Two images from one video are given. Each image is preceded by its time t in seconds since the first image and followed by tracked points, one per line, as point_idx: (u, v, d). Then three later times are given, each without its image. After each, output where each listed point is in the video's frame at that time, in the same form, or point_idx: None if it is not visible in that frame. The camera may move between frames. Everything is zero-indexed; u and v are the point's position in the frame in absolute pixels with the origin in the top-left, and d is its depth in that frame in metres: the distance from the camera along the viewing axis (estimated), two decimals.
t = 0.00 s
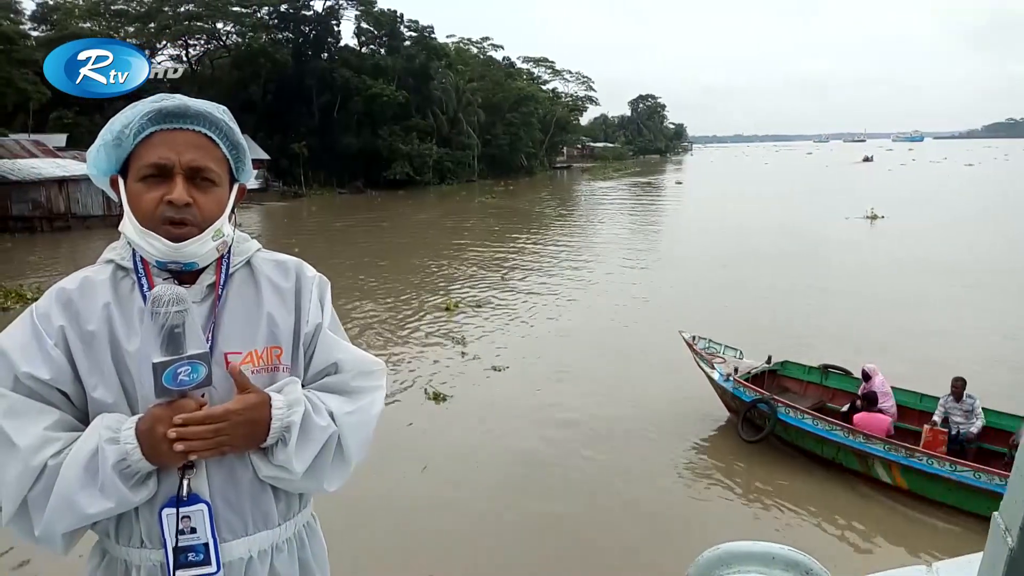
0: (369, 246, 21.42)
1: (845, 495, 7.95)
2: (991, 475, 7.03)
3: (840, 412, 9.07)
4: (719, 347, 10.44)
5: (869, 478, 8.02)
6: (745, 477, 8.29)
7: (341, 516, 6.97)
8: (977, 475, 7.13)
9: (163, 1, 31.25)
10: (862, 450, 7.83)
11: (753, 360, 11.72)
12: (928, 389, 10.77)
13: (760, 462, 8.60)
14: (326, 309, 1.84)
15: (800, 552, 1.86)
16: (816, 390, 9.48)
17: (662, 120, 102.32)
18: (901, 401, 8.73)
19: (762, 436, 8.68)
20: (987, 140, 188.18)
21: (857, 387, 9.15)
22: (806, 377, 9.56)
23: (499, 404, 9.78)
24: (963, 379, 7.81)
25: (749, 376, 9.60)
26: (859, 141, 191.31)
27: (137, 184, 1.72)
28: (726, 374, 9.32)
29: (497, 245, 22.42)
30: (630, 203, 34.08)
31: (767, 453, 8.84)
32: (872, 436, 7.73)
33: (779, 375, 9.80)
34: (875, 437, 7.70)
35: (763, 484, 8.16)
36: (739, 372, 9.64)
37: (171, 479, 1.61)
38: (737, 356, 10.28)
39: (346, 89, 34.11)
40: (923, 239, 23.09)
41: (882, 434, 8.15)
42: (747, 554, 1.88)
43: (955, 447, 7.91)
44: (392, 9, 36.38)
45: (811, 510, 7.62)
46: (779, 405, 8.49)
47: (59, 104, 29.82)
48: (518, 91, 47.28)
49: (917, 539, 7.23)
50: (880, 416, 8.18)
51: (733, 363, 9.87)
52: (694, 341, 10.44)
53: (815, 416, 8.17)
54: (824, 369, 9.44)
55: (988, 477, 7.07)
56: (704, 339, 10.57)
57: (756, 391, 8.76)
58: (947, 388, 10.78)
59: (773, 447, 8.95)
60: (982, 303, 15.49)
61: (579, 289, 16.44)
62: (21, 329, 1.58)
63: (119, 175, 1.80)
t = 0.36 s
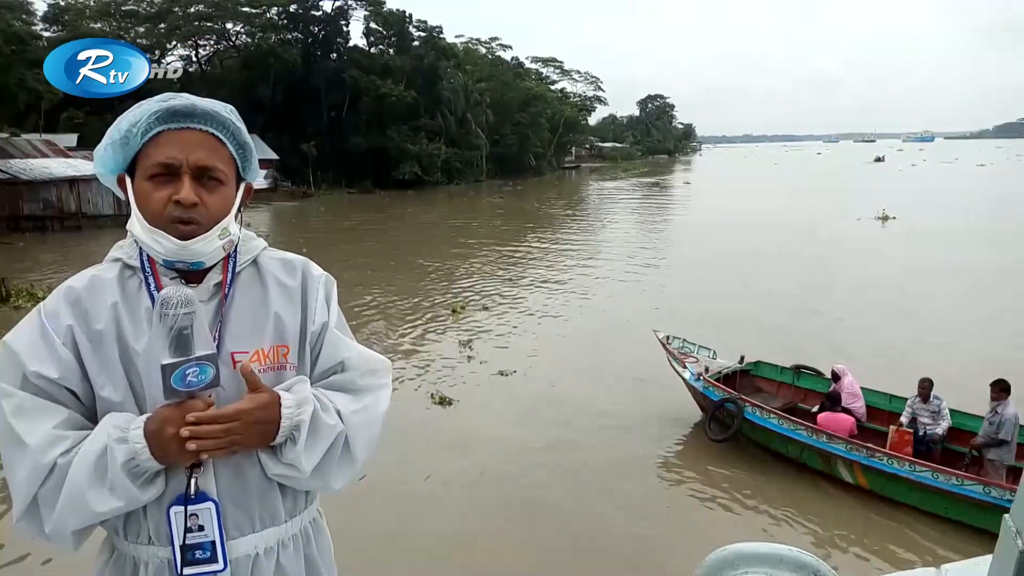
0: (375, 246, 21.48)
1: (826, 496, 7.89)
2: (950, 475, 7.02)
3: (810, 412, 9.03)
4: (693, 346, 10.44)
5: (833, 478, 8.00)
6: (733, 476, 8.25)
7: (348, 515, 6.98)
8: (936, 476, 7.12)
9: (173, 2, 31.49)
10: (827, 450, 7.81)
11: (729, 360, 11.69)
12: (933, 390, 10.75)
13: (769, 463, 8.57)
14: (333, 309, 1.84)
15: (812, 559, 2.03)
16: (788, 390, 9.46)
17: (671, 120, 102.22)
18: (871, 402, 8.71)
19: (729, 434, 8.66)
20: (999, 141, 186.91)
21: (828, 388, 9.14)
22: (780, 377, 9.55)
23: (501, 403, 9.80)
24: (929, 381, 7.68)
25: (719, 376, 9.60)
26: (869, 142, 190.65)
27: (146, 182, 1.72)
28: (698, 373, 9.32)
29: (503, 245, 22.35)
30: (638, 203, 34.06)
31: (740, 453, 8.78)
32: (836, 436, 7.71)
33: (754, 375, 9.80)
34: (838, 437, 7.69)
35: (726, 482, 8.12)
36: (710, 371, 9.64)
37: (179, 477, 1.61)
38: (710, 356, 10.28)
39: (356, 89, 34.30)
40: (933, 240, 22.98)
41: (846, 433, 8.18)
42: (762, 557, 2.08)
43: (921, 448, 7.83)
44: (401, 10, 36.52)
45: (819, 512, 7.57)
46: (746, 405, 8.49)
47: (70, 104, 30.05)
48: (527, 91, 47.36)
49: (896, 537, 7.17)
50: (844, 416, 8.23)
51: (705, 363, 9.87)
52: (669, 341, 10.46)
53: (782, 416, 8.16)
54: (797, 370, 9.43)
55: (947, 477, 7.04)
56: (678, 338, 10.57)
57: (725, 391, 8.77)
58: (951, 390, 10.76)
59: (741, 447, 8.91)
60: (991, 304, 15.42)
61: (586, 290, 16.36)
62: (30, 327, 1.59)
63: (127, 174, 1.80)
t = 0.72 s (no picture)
0: (389, 245, 21.56)
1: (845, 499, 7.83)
2: (920, 476, 6.97)
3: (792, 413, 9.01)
4: (677, 347, 10.46)
5: (809, 479, 7.95)
6: (718, 475, 8.24)
7: (362, 514, 7.02)
8: (908, 477, 7.06)
9: (191, 3, 31.84)
10: (802, 451, 7.76)
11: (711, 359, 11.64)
12: (946, 393, 10.66)
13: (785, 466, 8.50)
14: (349, 307, 1.85)
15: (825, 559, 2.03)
16: (770, 391, 9.46)
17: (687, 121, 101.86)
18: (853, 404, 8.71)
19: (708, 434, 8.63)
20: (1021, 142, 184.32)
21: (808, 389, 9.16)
22: (763, 378, 9.56)
23: (513, 404, 9.82)
24: (910, 381, 7.75)
25: (700, 376, 9.63)
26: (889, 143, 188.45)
27: (164, 183, 1.74)
28: (680, 374, 9.32)
29: (514, 246, 22.30)
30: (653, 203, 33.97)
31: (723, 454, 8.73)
32: (810, 436, 7.66)
33: (736, 376, 9.83)
34: (812, 438, 7.64)
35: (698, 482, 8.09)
36: (690, 372, 9.63)
37: (195, 474, 1.62)
38: (694, 356, 10.29)
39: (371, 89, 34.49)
40: (953, 242, 22.71)
41: (821, 434, 8.07)
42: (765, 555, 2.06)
43: (898, 450, 7.77)
44: (417, 10, 36.64)
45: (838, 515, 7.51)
46: (725, 405, 8.47)
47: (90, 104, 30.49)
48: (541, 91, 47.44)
49: (879, 539, 7.10)
50: (818, 416, 8.11)
51: (687, 363, 9.87)
52: (653, 341, 10.49)
53: (757, 416, 8.13)
54: (779, 371, 9.44)
55: (918, 478, 6.99)
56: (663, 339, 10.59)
57: (704, 391, 8.76)
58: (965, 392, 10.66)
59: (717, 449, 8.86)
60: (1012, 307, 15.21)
61: (598, 291, 16.27)
62: (49, 326, 1.60)
63: (145, 174, 1.82)
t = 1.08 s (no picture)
0: (403, 245, 21.63)
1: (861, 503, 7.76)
2: (886, 478, 6.90)
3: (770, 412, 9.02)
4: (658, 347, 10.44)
5: (779, 480, 7.91)
6: (701, 477, 8.19)
7: (376, 515, 7.05)
8: (874, 479, 7.00)
9: (208, 4, 32.13)
10: (772, 452, 7.73)
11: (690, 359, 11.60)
12: (962, 396, 10.54)
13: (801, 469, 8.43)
14: (364, 307, 1.85)
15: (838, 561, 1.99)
16: (749, 392, 9.43)
17: (702, 121, 101.33)
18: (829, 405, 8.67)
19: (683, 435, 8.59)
20: None
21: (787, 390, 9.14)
22: (742, 378, 9.55)
23: (525, 404, 9.82)
24: (883, 384, 7.66)
25: (678, 377, 9.59)
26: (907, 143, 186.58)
27: (185, 181, 1.75)
28: (658, 374, 9.33)
29: (527, 246, 22.22)
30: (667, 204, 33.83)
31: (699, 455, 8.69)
32: (781, 437, 7.63)
33: (716, 376, 9.79)
34: (782, 438, 7.60)
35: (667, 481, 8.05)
36: (669, 372, 9.64)
37: (213, 471, 1.63)
38: (675, 356, 10.25)
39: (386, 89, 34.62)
40: (972, 243, 22.43)
41: (793, 435, 8.00)
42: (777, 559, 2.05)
43: (872, 450, 7.73)
44: (432, 10, 36.74)
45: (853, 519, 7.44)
46: (699, 405, 8.46)
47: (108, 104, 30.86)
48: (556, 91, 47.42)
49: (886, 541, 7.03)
50: (788, 417, 8.08)
51: (666, 363, 9.88)
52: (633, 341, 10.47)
53: (730, 417, 8.11)
54: (757, 371, 9.44)
55: (885, 481, 6.92)
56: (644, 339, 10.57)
57: (680, 391, 8.74)
58: (981, 395, 10.54)
59: (692, 448, 8.83)
60: None
61: (611, 293, 16.16)
62: (71, 323, 1.62)
63: (166, 174, 1.84)
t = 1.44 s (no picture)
0: (412, 245, 21.67)
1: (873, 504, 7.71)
2: (852, 477, 6.90)
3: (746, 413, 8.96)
4: (638, 347, 10.38)
5: (749, 479, 7.88)
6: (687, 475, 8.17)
7: (385, 514, 7.08)
8: (840, 478, 7.00)
9: (219, 4, 32.37)
10: (743, 452, 7.71)
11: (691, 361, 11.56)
12: (973, 398, 10.46)
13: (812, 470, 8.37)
14: (376, 304, 1.86)
15: (848, 561, 1.99)
16: (727, 392, 9.37)
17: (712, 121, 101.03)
18: (805, 405, 8.62)
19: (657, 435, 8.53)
20: None
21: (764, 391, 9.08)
22: (720, 378, 9.50)
23: (532, 405, 9.82)
24: (857, 384, 7.58)
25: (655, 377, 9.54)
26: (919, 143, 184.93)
27: (198, 180, 1.76)
28: (635, 374, 9.33)
29: (534, 247, 22.18)
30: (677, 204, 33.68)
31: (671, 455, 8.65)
32: (752, 437, 7.61)
33: (695, 376, 9.71)
34: (752, 438, 7.59)
35: (644, 480, 8.02)
36: (646, 372, 9.56)
37: (222, 466, 1.64)
38: (654, 356, 10.20)
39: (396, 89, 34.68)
40: (986, 244, 22.19)
41: (762, 435, 8.02)
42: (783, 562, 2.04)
43: (846, 451, 7.67)
44: (442, 10, 36.81)
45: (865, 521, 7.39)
46: (673, 405, 8.43)
47: (120, 105, 31.13)
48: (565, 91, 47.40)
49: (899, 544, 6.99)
50: (760, 417, 8.08)
51: (644, 363, 9.83)
52: (612, 343, 10.44)
53: (703, 417, 8.09)
54: (735, 372, 9.42)
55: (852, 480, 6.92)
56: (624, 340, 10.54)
57: (656, 391, 8.68)
58: (992, 397, 10.46)
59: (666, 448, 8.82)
60: None
61: (619, 293, 16.09)
62: (82, 321, 1.63)
63: (178, 173, 1.85)
